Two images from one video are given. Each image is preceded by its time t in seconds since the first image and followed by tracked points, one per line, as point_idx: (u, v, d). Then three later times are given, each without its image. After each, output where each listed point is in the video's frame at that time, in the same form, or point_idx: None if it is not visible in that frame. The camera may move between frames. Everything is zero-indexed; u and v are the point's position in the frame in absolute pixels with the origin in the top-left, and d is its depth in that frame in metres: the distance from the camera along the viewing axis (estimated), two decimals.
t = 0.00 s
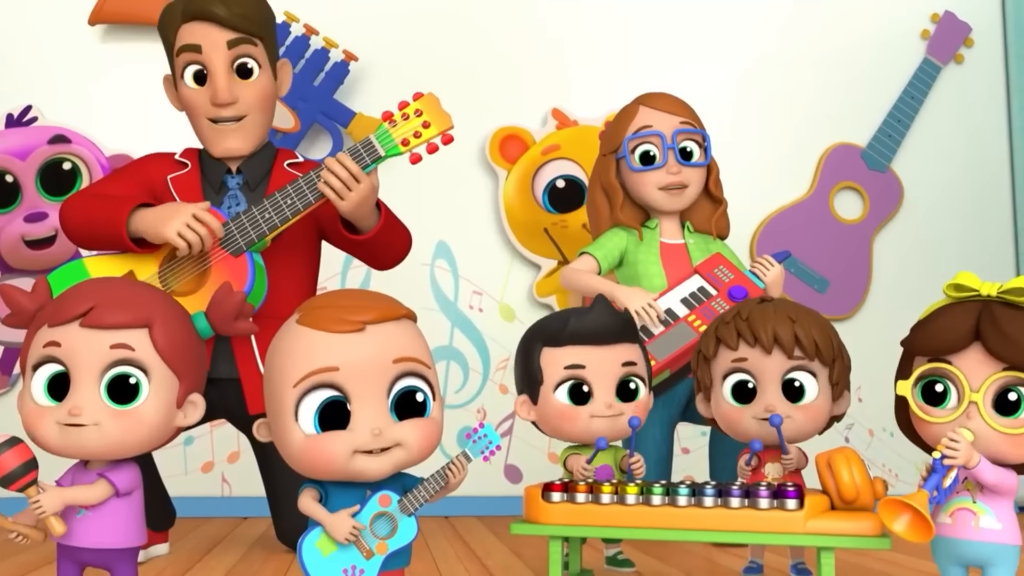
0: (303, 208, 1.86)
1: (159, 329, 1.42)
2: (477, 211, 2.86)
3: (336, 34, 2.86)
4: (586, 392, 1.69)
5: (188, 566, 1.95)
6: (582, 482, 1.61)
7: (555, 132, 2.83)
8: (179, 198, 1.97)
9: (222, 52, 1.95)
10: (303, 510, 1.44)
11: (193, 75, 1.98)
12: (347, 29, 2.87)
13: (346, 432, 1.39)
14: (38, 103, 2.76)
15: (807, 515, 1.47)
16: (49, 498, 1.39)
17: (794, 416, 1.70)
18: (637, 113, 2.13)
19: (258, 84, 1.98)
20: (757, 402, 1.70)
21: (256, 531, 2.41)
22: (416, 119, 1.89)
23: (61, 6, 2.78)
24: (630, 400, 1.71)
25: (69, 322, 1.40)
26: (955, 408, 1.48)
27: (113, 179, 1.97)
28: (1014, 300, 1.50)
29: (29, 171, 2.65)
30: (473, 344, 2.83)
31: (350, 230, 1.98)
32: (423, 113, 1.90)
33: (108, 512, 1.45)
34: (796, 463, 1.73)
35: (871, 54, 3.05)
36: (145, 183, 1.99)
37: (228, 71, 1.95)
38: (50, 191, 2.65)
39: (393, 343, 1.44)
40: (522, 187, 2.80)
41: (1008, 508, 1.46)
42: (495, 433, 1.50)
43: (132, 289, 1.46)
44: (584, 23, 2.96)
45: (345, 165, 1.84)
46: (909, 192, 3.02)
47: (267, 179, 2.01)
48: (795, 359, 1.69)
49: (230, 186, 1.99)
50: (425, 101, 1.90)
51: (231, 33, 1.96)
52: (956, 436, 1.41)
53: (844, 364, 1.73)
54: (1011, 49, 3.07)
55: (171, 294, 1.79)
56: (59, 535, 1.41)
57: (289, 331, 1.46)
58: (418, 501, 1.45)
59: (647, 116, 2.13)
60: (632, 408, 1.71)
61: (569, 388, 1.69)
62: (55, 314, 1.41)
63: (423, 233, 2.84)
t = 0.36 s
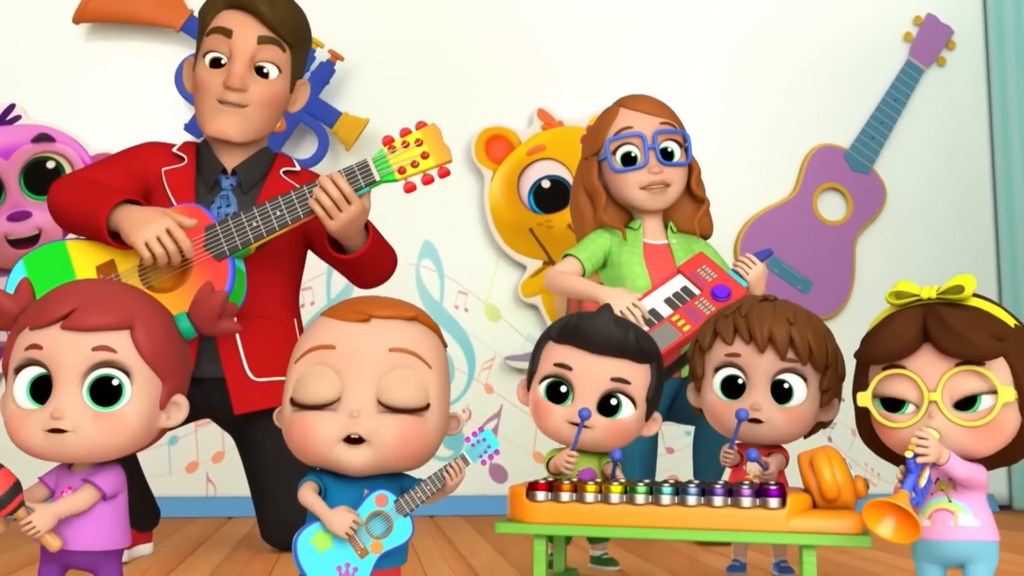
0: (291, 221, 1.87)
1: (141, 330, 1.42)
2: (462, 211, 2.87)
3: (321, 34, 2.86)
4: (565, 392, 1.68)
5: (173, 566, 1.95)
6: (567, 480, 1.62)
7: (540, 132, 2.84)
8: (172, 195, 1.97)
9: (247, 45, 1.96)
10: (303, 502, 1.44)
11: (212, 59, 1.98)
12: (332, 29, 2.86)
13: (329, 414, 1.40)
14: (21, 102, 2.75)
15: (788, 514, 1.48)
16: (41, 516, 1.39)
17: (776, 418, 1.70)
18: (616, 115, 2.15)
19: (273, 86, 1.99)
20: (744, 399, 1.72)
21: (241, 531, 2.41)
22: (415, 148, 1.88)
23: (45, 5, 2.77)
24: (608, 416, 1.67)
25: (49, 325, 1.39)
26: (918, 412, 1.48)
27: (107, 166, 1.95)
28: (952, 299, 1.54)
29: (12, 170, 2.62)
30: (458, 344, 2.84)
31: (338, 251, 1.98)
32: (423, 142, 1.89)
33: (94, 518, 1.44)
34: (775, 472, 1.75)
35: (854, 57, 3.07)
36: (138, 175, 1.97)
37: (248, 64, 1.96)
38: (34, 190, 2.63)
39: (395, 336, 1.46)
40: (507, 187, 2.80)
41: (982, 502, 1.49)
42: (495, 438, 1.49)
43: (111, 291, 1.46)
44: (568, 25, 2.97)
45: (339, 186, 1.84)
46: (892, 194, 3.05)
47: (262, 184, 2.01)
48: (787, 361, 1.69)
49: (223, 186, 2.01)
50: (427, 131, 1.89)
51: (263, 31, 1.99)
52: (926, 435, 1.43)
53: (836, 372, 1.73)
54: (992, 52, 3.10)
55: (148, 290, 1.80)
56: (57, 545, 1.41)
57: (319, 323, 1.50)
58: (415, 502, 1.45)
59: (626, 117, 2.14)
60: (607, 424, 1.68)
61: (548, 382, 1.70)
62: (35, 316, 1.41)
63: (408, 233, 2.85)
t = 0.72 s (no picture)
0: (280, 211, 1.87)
1: (130, 327, 1.43)
2: (452, 211, 2.88)
3: (313, 35, 2.87)
4: (545, 388, 1.71)
5: (162, 566, 1.95)
6: (555, 479, 1.63)
7: (530, 133, 2.85)
8: (157, 196, 1.97)
9: (207, 43, 1.95)
10: (297, 497, 1.44)
11: (178, 64, 1.98)
12: (323, 30, 2.87)
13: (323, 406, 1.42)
14: (11, 101, 2.75)
15: (775, 511, 1.50)
16: (32, 511, 1.40)
17: (761, 409, 1.73)
18: (640, 110, 2.15)
19: (242, 79, 1.99)
20: (725, 399, 1.73)
21: (231, 530, 2.41)
22: (395, 127, 1.88)
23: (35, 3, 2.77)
24: (587, 406, 1.69)
25: (38, 323, 1.40)
26: (897, 409, 1.51)
27: (93, 174, 1.96)
28: (926, 296, 1.56)
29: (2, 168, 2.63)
30: (449, 344, 2.84)
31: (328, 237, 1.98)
32: (403, 121, 1.89)
33: (88, 515, 1.45)
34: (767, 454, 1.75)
35: (841, 59, 3.09)
36: (124, 180, 1.98)
37: (212, 61, 1.96)
38: (23, 189, 2.64)
39: (389, 328, 1.47)
40: (498, 188, 2.81)
41: (963, 496, 1.50)
42: (488, 435, 1.50)
43: (100, 288, 1.46)
44: (559, 27, 2.98)
45: (323, 170, 1.84)
46: (879, 195, 3.07)
47: (246, 179, 2.02)
48: (758, 354, 1.72)
49: (209, 185, 2.01)
50: (405, 109, 1.90)
51: (219, 26, 1.97)
52: (903, 431, 1.46)
53: (805, 354, 1.76)
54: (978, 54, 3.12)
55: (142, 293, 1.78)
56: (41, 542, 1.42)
57: (318, 317, 1.51)
58: (409, 497, 1.46)
59: (647, 115, 2.14)
60: (587, 415, 1.69)
61: (529, 380, 1.72)
62: (25, 314, 1.41)
63: (398, 233, 2.85)
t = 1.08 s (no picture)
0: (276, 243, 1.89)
1: (134, 327, 1.44)
2: (448, 212, 2.89)
3: (310, 36, 2.88)
4: (553, 384, 1.72)
5: (160, 564, 1.96)
6: (550, 478, 1.65)
7: (526, 134, 2.86)
8: (158, 204, 1.99)
9: (210, 42, 1.96)
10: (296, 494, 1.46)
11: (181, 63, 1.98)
12: (320, 31, 2.89)
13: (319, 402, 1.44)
14: (11, 102, 2.76)
15: (766, 509, 1.52)
16: (23, 492, 1.41)
17: (758, 412, 1.74)
18: (650, 109, 2.18)
19: (246, 76, 2.00)
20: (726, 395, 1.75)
21: (228, 529, 2.42)
22: (404, 173, 1.88)
23: (34, 5, 2.79)
24: (593, 412, 1.71)
25: (42, 320, 1.41)
26: (891, 409, 1.54)
27: (91, 175, 1.97)
28: (931, 298, 1.56)
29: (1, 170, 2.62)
30: (445, 344, 2.86)
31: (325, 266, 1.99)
32: (412, 168, 1.88)
33: (83, 507, 1.47)
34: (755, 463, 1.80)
35: (835, 60, 3.11)
36: (125, 183, 1.99)
37: (216, 60, 1.96)
38: (22, 190, 2.62)
39: (387, 327, 1.49)
40: (494, 189, 2.82)
41: (950, 500, 1.51)
42: (483, 432, 1.51)
43: (102, 289, 1.47)
44: (554, 28, 3.00)
45: (325, 212, 1.84)
46: (874, 196, 3.09)
47: (246, 185, 2.04)
48: (772, 359, 1.73)
49: (207, 190, 2.03)
50: (416, 155, 1.88)
51: (222, 24, 1.98)
52: (880, 437, 1.46)
53: (821, 372, 1.76)
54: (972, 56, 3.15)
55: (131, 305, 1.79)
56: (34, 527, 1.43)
57: (317, 315, 1.53)
58: (405, 494, 1.47)
59: (653, 114, 2.16)
60: (592, 420, 1.71)
61: (539, 375, 1.73)
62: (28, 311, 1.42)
63: (396, 234, 2.87)
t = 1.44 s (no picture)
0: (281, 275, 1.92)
1: (138, 326, 1.48)
2: (452, 212, 2.93)
3: (315, 39, 2.92)
4: (540, 391, 1.74)
5: (169, 559, 2.00)
6: (551, 475, 1.68)
7: (528, 136, 2.88)
8: (168, 211, 2.02)
9: (232, 51, 1.99)
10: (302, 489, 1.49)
11: (202, 68, 2.02)
12: (323, 34, 2.92)
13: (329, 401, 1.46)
14: (20, 105, 2.81)
15: (762, 505, 1.54)
16: (54, 514, 1.44)
17: (761, 403, 1.79)
18: (637, 112, 2.20)
19: (264, 89, 2.03)
20: (726, 396, 1.77)
21: (235, 526, 2.46)
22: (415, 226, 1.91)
23: (42, 9, 2.83)
24: (585, 403, 1.74)
25: (48, 322, 1.44)
26: (883, 407, 1.55)
27: (108, 167, 2.01)
28: (911, 296, 1.60)
29: (10, 173, 2.65)
30: (449, 343, 2.90)
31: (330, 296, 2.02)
32: (423, 221, 1.91)
33: (96, 508, 1.50)
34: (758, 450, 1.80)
35: (835, 61, 3.14)
36: (138, 177, 2.03)
37: (235, 69, 1.99)
38: (32, 192, 2.66)
39: (390, 326, 1.52)
40: (497, 190, 2.85)
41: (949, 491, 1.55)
42: (483, 429, 1.55)
43: (104, 291, 1.50)
44: (555, 31, 3.03)
45: (331, 255, 1.86)
46: (874, 197, 3.12)
47: (254, 194, 2.07)
48: (758, 350, 1.77)
49: (216, 197, 2.07)
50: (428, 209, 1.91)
51: (246, 34, 2.00)
52: (895, 430, 1.50)
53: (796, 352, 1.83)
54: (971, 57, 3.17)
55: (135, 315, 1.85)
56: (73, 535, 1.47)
57: (320, 315, 1.56)
58: (408, 489, 1.51)
59: (640, 118, 2.19)
60: (585, 412, 1.74)
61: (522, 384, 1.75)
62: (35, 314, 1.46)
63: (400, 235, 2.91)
